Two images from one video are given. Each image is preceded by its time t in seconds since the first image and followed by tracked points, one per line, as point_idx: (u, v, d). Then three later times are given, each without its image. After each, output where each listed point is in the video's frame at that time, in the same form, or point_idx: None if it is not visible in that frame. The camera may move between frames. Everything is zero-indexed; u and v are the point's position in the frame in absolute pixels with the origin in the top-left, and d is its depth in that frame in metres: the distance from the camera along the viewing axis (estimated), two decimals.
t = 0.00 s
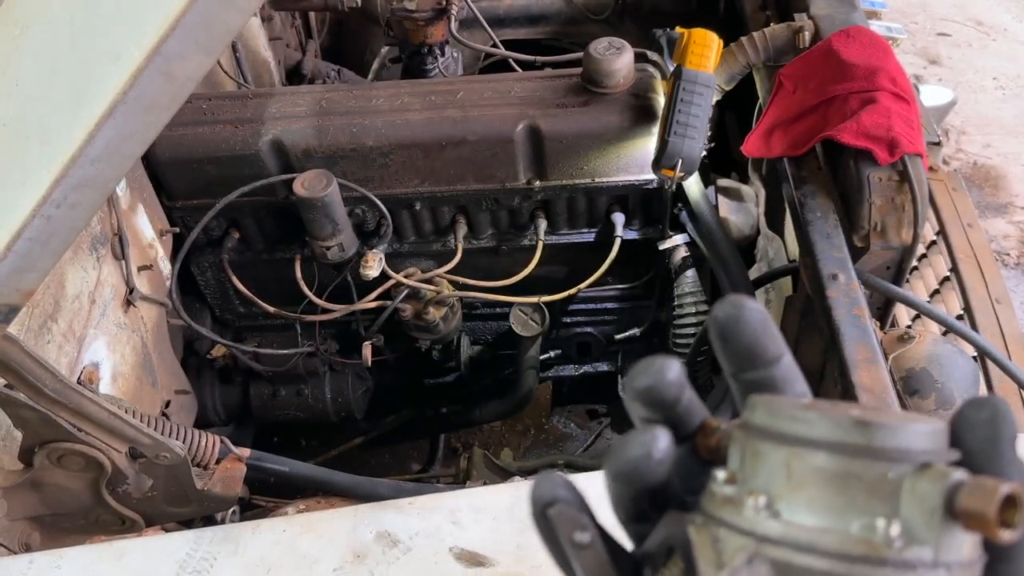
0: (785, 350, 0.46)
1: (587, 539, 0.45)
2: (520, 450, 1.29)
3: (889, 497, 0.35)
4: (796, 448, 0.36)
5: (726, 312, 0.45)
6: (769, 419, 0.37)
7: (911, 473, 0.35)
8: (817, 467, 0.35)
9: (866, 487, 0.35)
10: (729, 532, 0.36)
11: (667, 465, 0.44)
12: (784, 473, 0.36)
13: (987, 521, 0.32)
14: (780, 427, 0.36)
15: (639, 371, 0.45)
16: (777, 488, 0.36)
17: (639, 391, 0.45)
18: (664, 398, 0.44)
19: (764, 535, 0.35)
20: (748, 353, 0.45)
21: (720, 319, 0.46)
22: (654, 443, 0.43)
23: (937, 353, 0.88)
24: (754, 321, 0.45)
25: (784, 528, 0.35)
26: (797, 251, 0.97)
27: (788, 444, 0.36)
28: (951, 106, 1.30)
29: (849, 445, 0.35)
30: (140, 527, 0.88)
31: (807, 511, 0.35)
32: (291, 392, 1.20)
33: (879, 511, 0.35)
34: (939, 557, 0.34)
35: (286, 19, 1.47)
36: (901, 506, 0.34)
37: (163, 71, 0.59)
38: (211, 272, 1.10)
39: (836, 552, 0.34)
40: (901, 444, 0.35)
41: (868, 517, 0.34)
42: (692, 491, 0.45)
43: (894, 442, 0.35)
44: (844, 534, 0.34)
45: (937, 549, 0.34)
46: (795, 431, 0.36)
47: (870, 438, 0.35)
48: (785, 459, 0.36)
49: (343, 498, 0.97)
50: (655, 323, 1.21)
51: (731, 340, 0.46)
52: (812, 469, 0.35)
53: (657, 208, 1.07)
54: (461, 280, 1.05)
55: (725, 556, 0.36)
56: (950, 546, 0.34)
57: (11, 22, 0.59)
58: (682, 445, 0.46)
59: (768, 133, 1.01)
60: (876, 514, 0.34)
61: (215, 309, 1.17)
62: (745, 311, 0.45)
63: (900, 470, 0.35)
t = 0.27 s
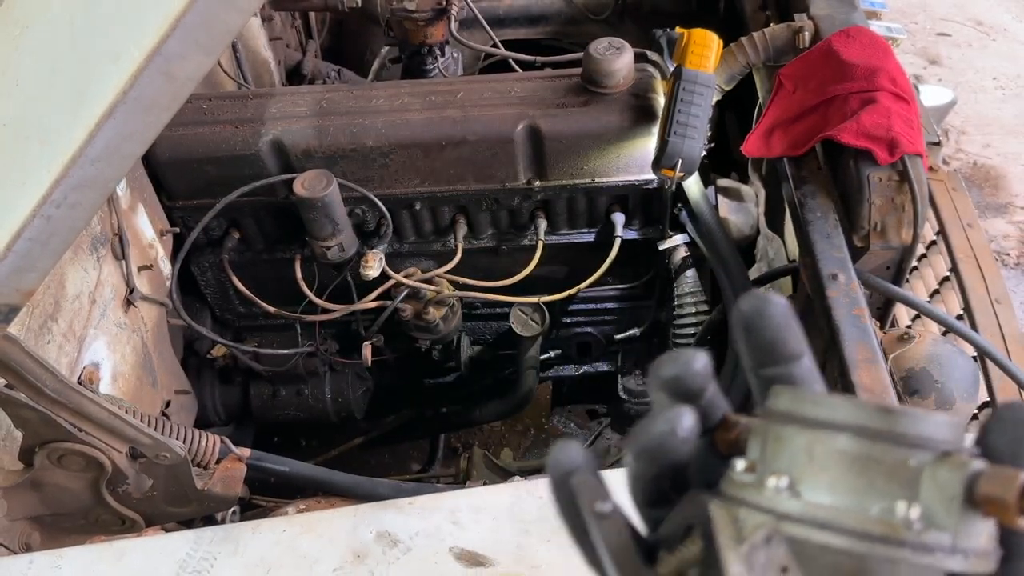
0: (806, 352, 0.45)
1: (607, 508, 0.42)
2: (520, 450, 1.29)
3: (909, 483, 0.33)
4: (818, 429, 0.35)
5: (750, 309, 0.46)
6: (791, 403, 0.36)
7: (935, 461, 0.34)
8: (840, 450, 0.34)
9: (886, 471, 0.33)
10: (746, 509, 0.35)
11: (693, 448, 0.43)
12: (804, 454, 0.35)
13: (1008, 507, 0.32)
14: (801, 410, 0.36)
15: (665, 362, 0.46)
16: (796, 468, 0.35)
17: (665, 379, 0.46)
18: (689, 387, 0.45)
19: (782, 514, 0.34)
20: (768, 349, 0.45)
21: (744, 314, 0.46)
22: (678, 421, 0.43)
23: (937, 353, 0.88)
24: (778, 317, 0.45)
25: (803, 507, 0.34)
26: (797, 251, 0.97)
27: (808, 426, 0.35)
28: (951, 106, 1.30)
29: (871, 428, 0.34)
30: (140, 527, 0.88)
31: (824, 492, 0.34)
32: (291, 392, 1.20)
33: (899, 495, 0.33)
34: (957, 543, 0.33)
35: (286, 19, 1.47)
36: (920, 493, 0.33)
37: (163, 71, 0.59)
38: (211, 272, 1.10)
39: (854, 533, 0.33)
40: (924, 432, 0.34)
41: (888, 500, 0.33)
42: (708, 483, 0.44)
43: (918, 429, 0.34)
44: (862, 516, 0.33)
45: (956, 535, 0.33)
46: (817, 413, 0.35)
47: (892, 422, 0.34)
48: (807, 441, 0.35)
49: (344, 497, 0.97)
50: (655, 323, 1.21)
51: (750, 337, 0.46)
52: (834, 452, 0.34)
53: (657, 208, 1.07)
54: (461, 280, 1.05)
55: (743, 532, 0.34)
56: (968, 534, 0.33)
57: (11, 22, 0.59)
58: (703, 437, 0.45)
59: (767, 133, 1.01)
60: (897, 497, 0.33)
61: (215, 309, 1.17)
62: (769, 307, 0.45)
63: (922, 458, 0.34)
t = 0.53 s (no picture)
0: (811, 378, 0.43)
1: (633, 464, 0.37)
2: (520, 450, 1.29)
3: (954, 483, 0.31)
4: (870, 421, 0.33)
5: (761, 326, 0.43)
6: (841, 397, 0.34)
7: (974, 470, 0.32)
8: (886, 442, 0.32)
9: (930, 468, 0.31)
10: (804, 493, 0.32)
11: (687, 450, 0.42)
12: (855, 447, 0.32)
13: None
14: (845, 401, 0.34)
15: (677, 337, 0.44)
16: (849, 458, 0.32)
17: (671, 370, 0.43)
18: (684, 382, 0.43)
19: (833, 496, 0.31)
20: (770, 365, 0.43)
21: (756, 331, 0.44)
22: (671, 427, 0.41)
23: (937, 353, 0.88)
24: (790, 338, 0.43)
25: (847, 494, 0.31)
26: (797, 251, 0.97)
27: (859, 418, 0.33)
28: (951, 106, 1.30)
29: (923, 423, 0.32)
30: (141, 527, 0.88)
31: (873, 482, 0.32)
32: (291, 392, 1.20)
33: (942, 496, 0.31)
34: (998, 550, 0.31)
35: (286, 19, 1.47)
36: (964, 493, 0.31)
37: (163, 71, 0.59)
38: (211, 272, 1.10)
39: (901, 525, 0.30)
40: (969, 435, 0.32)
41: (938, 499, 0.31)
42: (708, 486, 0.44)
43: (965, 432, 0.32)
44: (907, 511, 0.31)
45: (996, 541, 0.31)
46: (866, 404, 0.33)
47: (939, 419, 0.32)
48: (857, 433, 0.33)
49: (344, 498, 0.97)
50: (655, 323, 1.21)
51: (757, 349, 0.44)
52: (884, 443, 0.32)
53: (657, 208, 1.07)
54: (461, 280, 1.05)
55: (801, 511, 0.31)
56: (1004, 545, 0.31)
57: (11, 22, 0.59)
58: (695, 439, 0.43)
59: (767, 133, 1.01)
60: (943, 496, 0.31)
61: (215, 309, 1.17)
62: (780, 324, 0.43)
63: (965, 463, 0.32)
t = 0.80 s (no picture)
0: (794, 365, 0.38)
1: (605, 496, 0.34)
2: (520, 450, 1.29)
3: (912, 523, 0.29)
4: (818, 455, 0.30)
5: (741, 308, 0.38)
6: (787, 415, 0.31)
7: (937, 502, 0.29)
8: (838, 478, 0.29)
9: (886, 504, 0.29)
10: (731, 532, 0.31)
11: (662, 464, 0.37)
12: (801, 484, 0.30)
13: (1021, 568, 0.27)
14: (795, 428, 0.31)
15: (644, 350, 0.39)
16: (787, 496, 0.30)
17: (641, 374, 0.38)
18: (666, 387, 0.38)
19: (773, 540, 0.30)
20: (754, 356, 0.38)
21: (734, 312, 0.39)
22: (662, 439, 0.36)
23: (937, 354, 0.88)
24: (773, 320, 0.38)
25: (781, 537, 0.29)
26: (797, 252, 0.97)
27: (810, 447, 0.30)
28: (951, 106, 1.30)
29: (879, 457, 0.29)
30: (141, 527, 0.88)
31: (812, 518, 0.30)
32: (291, 392, 1.20)
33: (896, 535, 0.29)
34: None
35: (286, 19, 1.47)
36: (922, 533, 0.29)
37: (163, 71, 0.59)
38: (211, 272, 1.10)
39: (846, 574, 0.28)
40: (930, 468, 0.29)
41: (887, 541, 0.29)
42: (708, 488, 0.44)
43: (925, 465, 0.29)
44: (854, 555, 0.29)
45: None
46: (820, 436, 0.30)
47: (898, 452, 0.29)
48: (802, 465, 0.30)
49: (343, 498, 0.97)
50: (655, 323, 1.21)
51: (735, 336, 0.39)
52: (834, 481, 0.29)
53: (657, 208, 1.07)
54: (461, 280, 1.05)
55: (725, 558, 0.30)
56: None
57: (11, 22, 0.59)
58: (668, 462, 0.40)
59: (767, 133, 1.01)
60: (897, 537, 0.29)
61: (215, 309, 1.17)
62: (763, 308, 0.38)
63: (926, 498, 0.29)
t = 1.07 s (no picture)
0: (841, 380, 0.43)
1: (640, 454, 0.39)
2: (520, 450, 1.29)
3: (895, 495, 0.34)
4: (821, 433, 0.35)
5: (788, 332, 0.43)
6: (796, 402, 0.37)
7: (924, 479, 0.34)
8: (835, 454, 0.35)
9: (876, 478, 0.34)
10: (732, 498, 0.36)
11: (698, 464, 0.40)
12: (802, 458, 0.35)
13: (991, 534, 0.31)
14: (811, 415, 0.36)
15: (703, 361, 0.42)
16: (787, 469, 0.36)
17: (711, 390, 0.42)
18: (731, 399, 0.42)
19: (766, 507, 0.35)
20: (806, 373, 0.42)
21: (780, 336, 0.43)
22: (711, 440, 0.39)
23: (937, 353, 0.88)
24: (821, 340, 0.42)
25: (777, 502, 0.35)
26: (797, 252, 0.97)
27: (815, 429, 0.35)
28: (951, 106, 1.30)
29: (873, 438, 0.34)
30: (141, 527, 0.88)
31: (807, 488, 0.35)
32: (291, 392, 1.20)
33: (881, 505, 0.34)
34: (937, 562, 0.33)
35: (286, 19, 1.47)
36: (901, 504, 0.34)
37: (163, 71, 0.59)
38: (211, 272, 1.10)
39: (834, 534, 0.34)
40: (923, 450, 0.34)
41: (871, 510, 0.34)
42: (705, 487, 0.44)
43: (918, 446, 0.34)
44: (839, 517, 0.34)
45: (935, 554, 0.33)
46: (824, 416, 0.35)
47: (896, 436, 0.34)
48: (807, 442, 0.36)
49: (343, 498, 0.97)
50: (655, 323, 1.21)
51: (783, 357, 0.43)
52: (830, 456, 0.35)
53: (657, 208, 1.07)
54: (461, 280, 1.05)
55: (724, 520, 0.36)
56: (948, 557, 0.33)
57: (10, 22, 0.59)
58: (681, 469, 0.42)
59: (767, 133, 1.01)
60: (881, 507, 0.34)
61: (215, 309, 1.17)
62: (807, 330, 0.42)
63: (914, 474, 0.34)
